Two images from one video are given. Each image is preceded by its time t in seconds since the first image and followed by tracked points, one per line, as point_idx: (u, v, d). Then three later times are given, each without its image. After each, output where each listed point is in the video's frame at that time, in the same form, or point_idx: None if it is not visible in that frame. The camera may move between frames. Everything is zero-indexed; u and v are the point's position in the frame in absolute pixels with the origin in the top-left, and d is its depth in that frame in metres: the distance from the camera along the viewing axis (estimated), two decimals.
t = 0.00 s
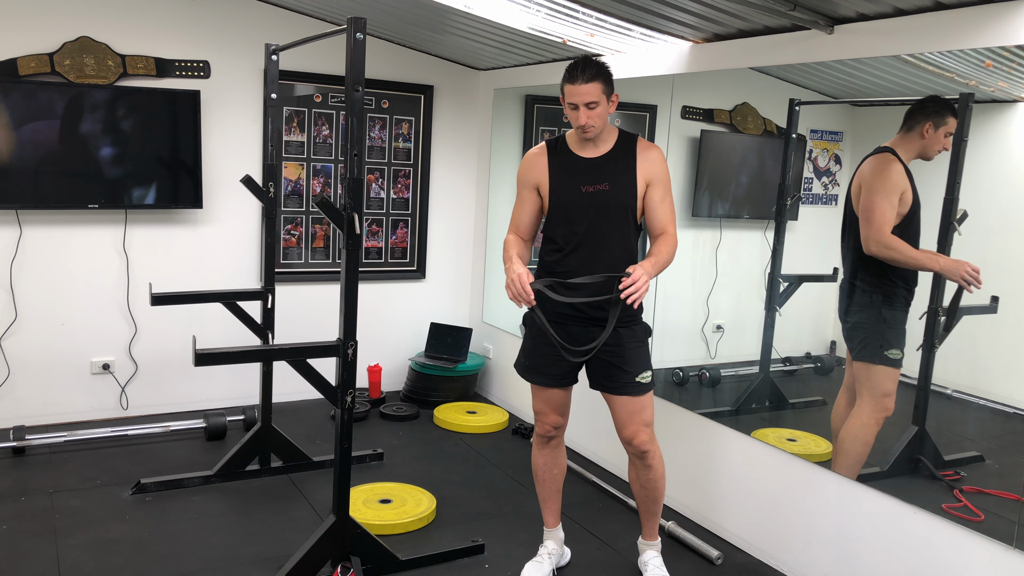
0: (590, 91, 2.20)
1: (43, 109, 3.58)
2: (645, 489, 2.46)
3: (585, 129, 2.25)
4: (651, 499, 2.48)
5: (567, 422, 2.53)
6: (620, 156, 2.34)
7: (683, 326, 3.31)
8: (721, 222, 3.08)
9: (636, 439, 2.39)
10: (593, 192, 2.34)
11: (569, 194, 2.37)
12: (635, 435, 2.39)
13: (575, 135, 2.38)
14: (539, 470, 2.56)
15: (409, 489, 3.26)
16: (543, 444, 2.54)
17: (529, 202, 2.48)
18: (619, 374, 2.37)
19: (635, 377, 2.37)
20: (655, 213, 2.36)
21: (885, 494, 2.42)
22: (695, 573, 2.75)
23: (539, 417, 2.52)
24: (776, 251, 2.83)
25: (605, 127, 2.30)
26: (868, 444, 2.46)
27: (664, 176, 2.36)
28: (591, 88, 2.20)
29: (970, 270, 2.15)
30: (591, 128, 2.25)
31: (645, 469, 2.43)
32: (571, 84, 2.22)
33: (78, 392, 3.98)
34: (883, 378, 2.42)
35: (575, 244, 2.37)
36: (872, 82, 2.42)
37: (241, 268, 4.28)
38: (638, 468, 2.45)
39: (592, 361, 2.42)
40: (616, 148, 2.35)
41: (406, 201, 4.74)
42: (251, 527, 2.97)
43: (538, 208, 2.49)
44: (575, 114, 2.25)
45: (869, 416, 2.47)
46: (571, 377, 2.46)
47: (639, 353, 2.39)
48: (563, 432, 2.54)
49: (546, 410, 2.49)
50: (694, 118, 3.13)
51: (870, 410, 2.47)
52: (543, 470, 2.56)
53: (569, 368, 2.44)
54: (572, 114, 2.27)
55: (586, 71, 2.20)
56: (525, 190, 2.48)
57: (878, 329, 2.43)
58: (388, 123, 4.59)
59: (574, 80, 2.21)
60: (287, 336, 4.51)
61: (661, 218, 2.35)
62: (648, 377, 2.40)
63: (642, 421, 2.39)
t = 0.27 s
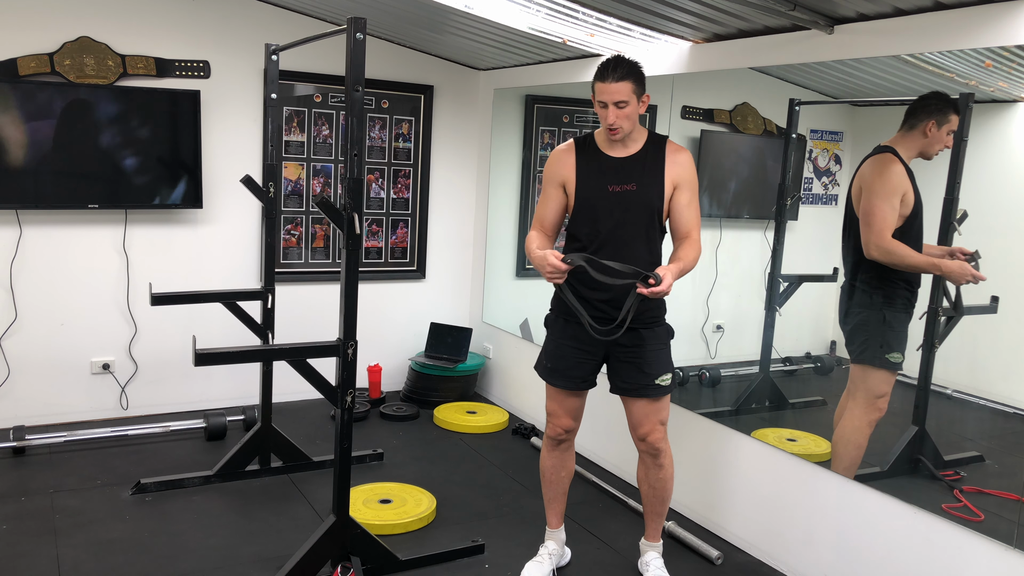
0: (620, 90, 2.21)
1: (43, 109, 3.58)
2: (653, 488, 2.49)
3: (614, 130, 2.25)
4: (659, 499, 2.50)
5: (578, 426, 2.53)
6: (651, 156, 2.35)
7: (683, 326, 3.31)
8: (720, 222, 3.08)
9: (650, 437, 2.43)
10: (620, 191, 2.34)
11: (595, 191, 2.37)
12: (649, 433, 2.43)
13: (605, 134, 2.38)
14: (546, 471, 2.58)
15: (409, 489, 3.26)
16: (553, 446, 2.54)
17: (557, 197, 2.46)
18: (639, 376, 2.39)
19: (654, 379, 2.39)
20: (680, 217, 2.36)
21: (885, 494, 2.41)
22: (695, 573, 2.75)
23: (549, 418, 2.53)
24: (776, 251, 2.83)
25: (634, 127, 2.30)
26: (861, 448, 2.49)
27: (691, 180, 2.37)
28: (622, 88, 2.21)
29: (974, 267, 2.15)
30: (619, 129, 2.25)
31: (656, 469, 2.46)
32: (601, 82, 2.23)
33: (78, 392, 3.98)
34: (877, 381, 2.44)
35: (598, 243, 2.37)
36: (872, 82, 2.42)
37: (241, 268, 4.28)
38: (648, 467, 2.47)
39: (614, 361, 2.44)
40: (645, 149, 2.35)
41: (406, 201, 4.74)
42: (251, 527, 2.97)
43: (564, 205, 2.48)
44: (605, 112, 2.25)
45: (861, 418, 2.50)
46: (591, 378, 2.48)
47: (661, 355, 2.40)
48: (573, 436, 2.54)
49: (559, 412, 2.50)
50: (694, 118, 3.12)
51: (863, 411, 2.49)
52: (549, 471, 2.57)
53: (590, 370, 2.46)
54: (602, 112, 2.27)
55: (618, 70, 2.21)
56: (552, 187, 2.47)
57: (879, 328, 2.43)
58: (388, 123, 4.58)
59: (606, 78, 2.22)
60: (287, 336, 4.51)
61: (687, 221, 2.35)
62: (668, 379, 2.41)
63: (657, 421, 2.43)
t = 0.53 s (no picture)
0: (656, 90, 2.20)
1: (42, 109, 3.58)
2: (660, 485, 2.53)
3: (647, 130, 2.25)
4: (665, 496, 2.54)
5: (583, 431, 2.53)
6: (674, 159, 2.34)
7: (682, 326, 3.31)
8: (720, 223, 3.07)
9: (659, 436, 2.48)
10: (648, 196, 2.34)
11: (622, 194, 2.37)
12: (659, 432, 2.48)
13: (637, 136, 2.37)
14: (550, 475, 2.58)
15: (409, 489, 3.26)
16: (557, 450, 2.53)
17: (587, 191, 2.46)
18: (654, 377, 2.41)
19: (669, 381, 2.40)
20: (709, 224, 2.36)
21: (885, 494, 2.42)
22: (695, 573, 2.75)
23: (556, 421, 2.52)
24: (776, 251, 2.83)
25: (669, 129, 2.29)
26: (854, 449, 2.51)
27: (722, 188, 2.36)
28: (658, 90, 2.20)
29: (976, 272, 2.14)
30: (652, 130, 2.25)
31: (663, 465, 2.52)
32: (638, 82, 2.22)
33: (78, 392, 3.98)
34: (868, 384, 2.47)
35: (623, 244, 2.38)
36: (873, 82, 2.42)
37: (241, 268, 4.29)
38: (656, 463, 2.53)
39: (631, 361, 2.46)
40: (678, 154, 2.34)
41: (406, 201, 4.74)
42: (251, 527, 2.97)
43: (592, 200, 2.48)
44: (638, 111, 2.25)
45: (850, 418, 2.54)
46: (604, 379, 2.49)
47: (677, 358, 2.42)
48: (578, 440, 2.53)
49: (566, 414, 2.50)
50: (693, 118, 3.08)
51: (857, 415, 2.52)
52: (552, 474, 2.57)
53: (604, 369, 2.46)
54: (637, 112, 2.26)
55: (655, 70, 2.20)
56: (581, 182, 2.47)
57: (878, 328, 2.43)
58: (388, 123, 4.58)
59: (644, 79, 2.21)
60: (287, 336, 4.51)
61: (716, 229, 2.35)
62: (681, 382, 2.43)
63: (668, 421, 2.46)
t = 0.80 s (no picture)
0: (676, 92, 2.21)
1: (42, 109, 3.57)
2: (662, 485, 2.53)
3: (666, 130, 2.26)
4: (667, 497, 2.54)
5: (581, 425, 2.52)
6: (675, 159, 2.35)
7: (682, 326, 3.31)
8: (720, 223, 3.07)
9: (662, 436, 2.49)
10: (659, 199, 2.34)
11: (634, 195, 2.37)
12: (661, 432, 2.49)
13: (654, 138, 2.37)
14: (542, 468, 2.56)
15: (409, 489, 3.26)
16: (554, 445, 2.52)
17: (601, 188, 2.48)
18: (653, 377, 2.42)
19: (668, 381, 2.42)
20: (724, 230, 2.34)
21: (885, 494, 2.42)
22: (695, 573, 2.75)
23: (552, 417, 2.52)
24: (776, 251, 2.83)
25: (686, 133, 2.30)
26: (853, 450, 2.51)
27: (737, 195, 2.34)
28: (677, 92, 2.21)
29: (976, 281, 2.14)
30: (670, 130, 2.25)
31: (665, 465, 2.52)
32: (658, 82, 2.23)
33: (78, 392, 3.97)
34: (869, 386, 2.47)
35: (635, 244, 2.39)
36: (873, 82, 2.42)
37: (241, 268, 4.28)
38: (658, 463, 2.53)
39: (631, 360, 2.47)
40: (693, 158, 2.34)
41: (406, 201, 4.74)
42: (251, 527, 2.97)
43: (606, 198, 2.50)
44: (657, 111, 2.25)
45: (850, 420, 2.54)
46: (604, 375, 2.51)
47: (677, 360, 2.43)
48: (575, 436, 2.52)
49: (565, 407, 2.51)
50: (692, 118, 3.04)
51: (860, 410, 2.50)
52: (546, 468, 2.56)
53: (603, 365, 2.48)
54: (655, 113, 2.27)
55: (677, 71, 2.21)
56: (596, 180, 2.50)
57: (879, 328, 2.43)
58: (388, 123, 4.58)
59: (664, 80, 2.22)
60: (287, 336, 4.51)
61: (732, 233, 2.34)
62: (681, 384, 2.44)
63: (671, 421, 2.47)
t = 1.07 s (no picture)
0: (659, 74, 2.30)
1: (41, 109, 3.57)
2: (659, 486, 2.53)
3: (648, 114, 2.30)
4: (664, 497, 2.54)
5: (573, 427, 2.53)
6: (669, 158, 2.35)
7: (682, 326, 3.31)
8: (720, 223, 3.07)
9: (657, 437, 2.48)
10: (643, 197, 2.33)
11: (619, 196, 2.37)
12: (656, 434, 2.48)
13: (635, 135, 2.40)
14: (534, 471, 2.57)
15: (409, 489, 3.26)
16: (544, 446, 2.53)
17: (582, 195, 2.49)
18: (646, 378, 2.41)
19: (661, 382, 2.40)
20: (708, 225, 2.34)
21: (885, 494, 2.41)
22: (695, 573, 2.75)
23: (544, 418, 2.53)
24: (776, 251, 2.83)
25: (668, 123, 2.34)
26: (855, 448, 2.50)
27: (720, 189, 2.35)
28: (660, 74, 2.30)
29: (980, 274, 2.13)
30: (652, 114, 2.30)
31: (661, 466, 2.52)
32: (642, 68, 2.33)
33: (78, 392, 3.98)
34: (872, 385, 2.46)
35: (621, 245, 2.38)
36: (872, 82, 2.42)
37: (241, 268, 4.28)
38: (654, 464, 2.53)
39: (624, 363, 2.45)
40: (674, 154, 2.35)
41: (406, 201, 4.74)
42: (251, 527, 2.97)
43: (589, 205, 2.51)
44: (644, 96, 2.31)
45: (852, 419, 2.53)
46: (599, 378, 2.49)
47: (670, 360, 2.41)
48: (567, 437, 2.53)
49: (555, 410, 2.51)
50: (693, 118, 3.09)
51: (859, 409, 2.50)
52: (537, 470, 2.57)
53: (596, 368, 2.47)
54: (641, 98, 2.33)
55: (660, 58, 2.32)
56: (579, 184, 2.50)
57: (880, 329, 2.43)
58: (388, 123, 4.58)
59: (648, 66, 2.32)
60: (287, 336, 4.51)
61: (716, 229, 2.33)
62: (674, 384, 2.42)
63: (665, 423, 2.47)
